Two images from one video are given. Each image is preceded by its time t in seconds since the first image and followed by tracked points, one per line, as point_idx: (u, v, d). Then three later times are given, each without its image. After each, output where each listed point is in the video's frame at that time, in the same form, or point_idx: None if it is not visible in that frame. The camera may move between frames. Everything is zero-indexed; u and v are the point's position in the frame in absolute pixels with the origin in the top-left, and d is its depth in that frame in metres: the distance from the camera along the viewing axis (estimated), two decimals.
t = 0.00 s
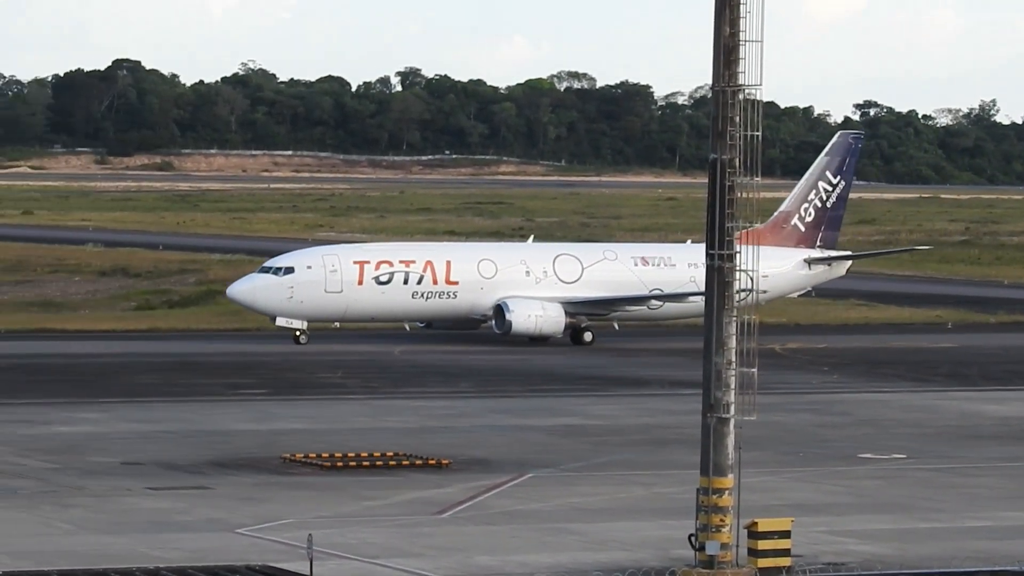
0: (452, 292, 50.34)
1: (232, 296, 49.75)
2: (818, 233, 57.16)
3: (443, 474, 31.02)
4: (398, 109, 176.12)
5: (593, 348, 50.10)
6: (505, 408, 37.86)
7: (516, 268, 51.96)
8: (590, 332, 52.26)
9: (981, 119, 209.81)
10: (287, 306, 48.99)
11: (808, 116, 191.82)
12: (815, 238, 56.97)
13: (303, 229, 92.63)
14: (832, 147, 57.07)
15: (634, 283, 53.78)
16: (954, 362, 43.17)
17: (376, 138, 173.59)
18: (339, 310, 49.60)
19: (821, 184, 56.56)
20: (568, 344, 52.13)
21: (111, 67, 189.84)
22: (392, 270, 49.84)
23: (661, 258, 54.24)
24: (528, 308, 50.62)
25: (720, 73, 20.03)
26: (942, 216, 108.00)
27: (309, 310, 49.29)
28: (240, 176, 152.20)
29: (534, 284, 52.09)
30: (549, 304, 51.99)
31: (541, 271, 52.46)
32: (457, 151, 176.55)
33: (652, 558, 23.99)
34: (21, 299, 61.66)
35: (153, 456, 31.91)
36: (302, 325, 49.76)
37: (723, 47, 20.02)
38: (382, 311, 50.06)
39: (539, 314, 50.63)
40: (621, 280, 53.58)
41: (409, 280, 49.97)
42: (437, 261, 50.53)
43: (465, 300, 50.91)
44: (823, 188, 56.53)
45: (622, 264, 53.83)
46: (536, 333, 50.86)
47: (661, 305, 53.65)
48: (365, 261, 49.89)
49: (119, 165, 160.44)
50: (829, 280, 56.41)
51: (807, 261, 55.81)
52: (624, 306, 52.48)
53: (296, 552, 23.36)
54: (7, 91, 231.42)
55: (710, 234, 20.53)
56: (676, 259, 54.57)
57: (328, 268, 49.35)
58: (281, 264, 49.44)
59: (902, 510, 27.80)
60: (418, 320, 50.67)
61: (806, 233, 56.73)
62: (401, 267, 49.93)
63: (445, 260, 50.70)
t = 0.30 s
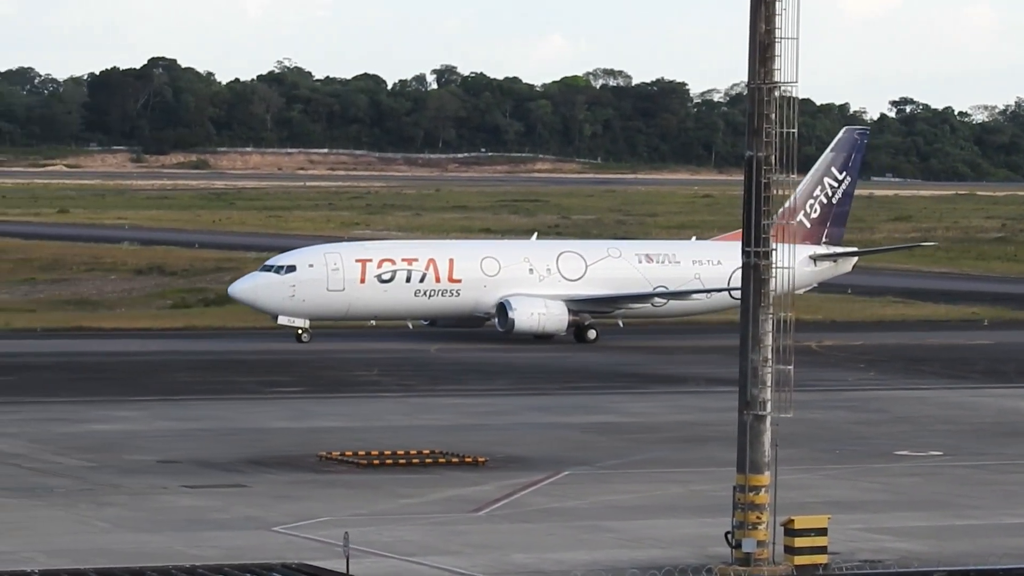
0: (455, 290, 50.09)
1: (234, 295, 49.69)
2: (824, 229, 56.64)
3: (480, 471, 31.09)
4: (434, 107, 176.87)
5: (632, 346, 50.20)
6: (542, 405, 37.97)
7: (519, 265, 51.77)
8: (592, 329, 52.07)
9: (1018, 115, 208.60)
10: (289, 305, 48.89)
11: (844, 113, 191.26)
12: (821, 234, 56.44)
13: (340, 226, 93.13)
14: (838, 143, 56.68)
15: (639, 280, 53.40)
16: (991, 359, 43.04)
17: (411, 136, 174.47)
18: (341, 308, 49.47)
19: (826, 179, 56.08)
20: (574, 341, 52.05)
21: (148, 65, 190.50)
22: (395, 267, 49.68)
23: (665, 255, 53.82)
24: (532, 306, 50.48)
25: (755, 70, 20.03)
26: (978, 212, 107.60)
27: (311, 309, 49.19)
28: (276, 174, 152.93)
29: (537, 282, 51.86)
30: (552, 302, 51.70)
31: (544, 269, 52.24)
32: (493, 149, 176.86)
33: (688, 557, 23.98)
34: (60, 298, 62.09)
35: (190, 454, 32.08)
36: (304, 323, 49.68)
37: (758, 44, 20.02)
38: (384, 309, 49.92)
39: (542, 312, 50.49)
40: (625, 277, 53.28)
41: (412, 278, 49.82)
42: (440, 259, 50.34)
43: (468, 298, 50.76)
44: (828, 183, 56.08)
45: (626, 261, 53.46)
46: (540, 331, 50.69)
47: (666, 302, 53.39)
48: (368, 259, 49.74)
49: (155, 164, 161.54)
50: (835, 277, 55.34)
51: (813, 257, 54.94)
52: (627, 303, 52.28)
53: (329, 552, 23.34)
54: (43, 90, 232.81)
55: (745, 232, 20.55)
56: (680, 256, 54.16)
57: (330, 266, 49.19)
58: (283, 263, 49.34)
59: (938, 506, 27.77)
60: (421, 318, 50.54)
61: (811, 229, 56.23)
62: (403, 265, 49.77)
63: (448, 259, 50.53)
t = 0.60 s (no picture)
0: (455, 289, 50.05)
1: (232, 294, 49.73)
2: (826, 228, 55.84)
3: (512, 471, 31.12)
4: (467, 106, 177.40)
5: (664, 345, 50.17)
6: (573, 405, 38.00)
7: (518, 264, 51.67)
8: (592, 328, 52.03)
9: None
10: (288, 304, 48.90)
11: (877, 112, 190.63)
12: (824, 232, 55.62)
13: (373, 225, 93.40)
14: (840, 142, 56.17)
15: (639, 280, 53.23)
16: None
17: (443, 135, 175.06)
18: (340, 308, 49.48)
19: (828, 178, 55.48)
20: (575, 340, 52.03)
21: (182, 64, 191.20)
22: (393, 267, 49.63)
23: (666, 254, 53.70)
24: (530, 306, 50.47)
25: (788, 69, 20.02)
26: (1013, 212, 107.10)
27: (310, 309, 49.21)
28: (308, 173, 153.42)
29: (537, 281, 51.78)
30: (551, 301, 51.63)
31: (544, 268, 52.12)
32: (525, 148, 177.01)
33: (720, 556, 23.98)
34: (92, 297, 62.38)
35: (223, 453, 32.25)
36: (303, 322, 49.74)
37: (791, 42, 20.01)
38: (383, 309, 49.90)
39: (541, 312, 50.47)
40: (626, 276, 53.14)
41: (410, 277, 49.76)
42: (439, 258, 50.26)
43: (467, 297, 50.69)
44: (831, 181, 55.45)
45: (626, 260, 53.34)
46: (540, 330, 50.69)
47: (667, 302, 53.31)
48: (366, 259, 49.73)
49: (188, 162, 162.25)
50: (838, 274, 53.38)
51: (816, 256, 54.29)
52: (627, 303, 52.22)
53: (362, 551, 23.44)
54: (77, 89, 234.09)
55: (779, 231, 20.53)
56: (681, 255, 54.02)
57: (328, 265, 49.20)
58: (281, 262, 49.34)
59: (973, 506, 27.66)
60: (420, 318, 50.50)
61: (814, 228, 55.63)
62: (402, 265, 49.70)
63: (446, 258, 50.45)
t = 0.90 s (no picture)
0: (454, 289, 49.89)
1: (230, 293, 49.54)
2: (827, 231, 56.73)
3: (544, 470, 31.23)
4: (500, 105, 177.78)
5: (698, 344, 50.23)
6: (606, 404, 38.13)
7: (518, 264, 51.56)
8: (592, 329, 52.04)
9: None
10: (286, 303, 48.73)
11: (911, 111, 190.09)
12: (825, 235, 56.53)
13: (406, 224, 93.68)
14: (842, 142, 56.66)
15: (641, 279, 53.11)
16: None
17: (477, 134, 175.86)
18: (339, 307, 49.36)
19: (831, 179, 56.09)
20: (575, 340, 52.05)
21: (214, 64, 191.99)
22: (392, 266, 49.49)
23: (667, 254, 53.63)
24: (530, 305, 50.35)
25: (821, 69, 20.08)
26: None
27: (309, 308, 49.09)
28: (343, 172, 154.08)
29: (537, 281, 51.66)
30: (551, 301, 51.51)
31: (544, 268, 52.01)
32: (558, 147, 177.19)
33: (752, 556, 24.05)
34: (125, 297, 62.72)
35: (256, 452, 32.50)
36: (301, 322, 49.59)
37: (825, 43, 20.05)
38: (383, 308, 49.76)
39: (540, 311, 50.36)
40: (626, 275, 53.02)
41: (410, 276, 49.60)
42: (438, 257, 50.12)
43: (467, 296, 50.52)
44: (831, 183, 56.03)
45: (626, 260, 53.23)
46: (539, 330, 50.54)
47: (666, 302, 53.26)
48: (365, 258, 49.61)
49: (221, 161, 162.88)
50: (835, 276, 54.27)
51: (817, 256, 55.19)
52: (628, 303, 52.11)
53: (395, 550, 23.58)
54: (110, 89, 235.48)
55: (812, 233, 20.58)
56: (682, 255, 53.93)
57: (327, 265, 49.10)
58: (280, 261, 49.21)
59: (1007, 507, 27.63)
60: (420, 316, 50.35)
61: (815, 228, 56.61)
62: (401, 264, 49.56)
63: (446, 257, 50.31)
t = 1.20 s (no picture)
0: (455, 287, 49.99)
1: (230, 293, 49.74)
2: (831, 228, 56.46)
3: (579, 469, 31.31)
4: (534, 103, 178.14)
5: (733, 343, 50.22)
6: (641, 403, 38.20)
7: (519, 263, 51.64)
8: (594, 329, 51.91)
9: None
10: (286, 302, 48.93)
11: (946, 109, 189.13)
12: (829, 232, 56.26)
13: (441, 224, 93.82)
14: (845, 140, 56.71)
15: (642, 277, 53.04)
16: None
17: (511, 133, 176.27)
18: (338, 306, 49.57)
19: (834, 176, 56.12)
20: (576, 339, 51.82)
21: (249, 63, 192.76)
22: (392, 265, 49.69)
23: (669, 252, 53.51)
24: (530, 304, 50.38)
25: (857, 66, 20.08)
26: None
27: (309, 307, 49.28)
28: (377, 172, 154.40)
29: (538, 280, 51.73)
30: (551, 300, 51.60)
31: (545, 266, 52.09)
32: (593, 146, 177.13)
33: (786, 554, 24.07)
34: (160, 296, 63.14)
35: (292, 451, 32.72)
36: (301, 322, 49.82)
37: (859, 40, 20.07)
38: (383, 307, 49.95)
39: (541, 310, 50.38)
40: (628, 273, 52.99)
41: (410, 276, 49.78)
42: (438, 256, 50.26)
43: (468, 295, 50.71)
44: (836, 179, 56.04)
45: (628, 258, 53.18)
46: (539, 328, 50.59)
47: (668, 301, 53.17)
48: (364, 257, 49.81)
49: (255, 160, 163.60)
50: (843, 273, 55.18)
51: (820, 253, 54.90)
52: (628, 301, 52.16)
53: (430, 549, 23.72)
54: (146, 88, 236.69)
55: (847, 231, 20.59)
56: (684, 253, 53.88)
57: (327, 264, 49.27)
58: (279, 260, 49.39)
59: None
60: (419, 316, 50.55)
61: (819, 226, 56.13)
62: (401, 263, 49.73)
63: (446, 256, 50.44)
